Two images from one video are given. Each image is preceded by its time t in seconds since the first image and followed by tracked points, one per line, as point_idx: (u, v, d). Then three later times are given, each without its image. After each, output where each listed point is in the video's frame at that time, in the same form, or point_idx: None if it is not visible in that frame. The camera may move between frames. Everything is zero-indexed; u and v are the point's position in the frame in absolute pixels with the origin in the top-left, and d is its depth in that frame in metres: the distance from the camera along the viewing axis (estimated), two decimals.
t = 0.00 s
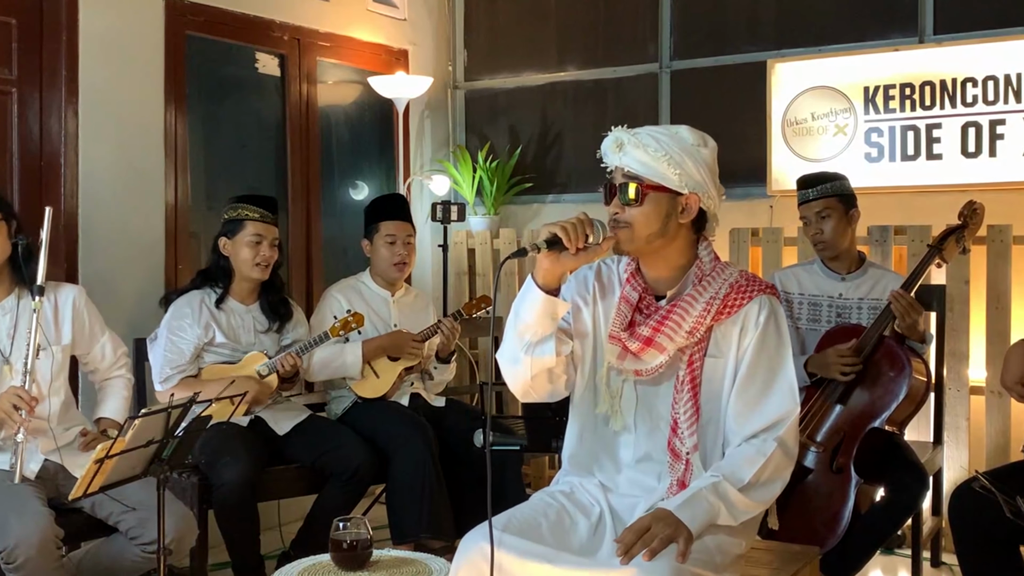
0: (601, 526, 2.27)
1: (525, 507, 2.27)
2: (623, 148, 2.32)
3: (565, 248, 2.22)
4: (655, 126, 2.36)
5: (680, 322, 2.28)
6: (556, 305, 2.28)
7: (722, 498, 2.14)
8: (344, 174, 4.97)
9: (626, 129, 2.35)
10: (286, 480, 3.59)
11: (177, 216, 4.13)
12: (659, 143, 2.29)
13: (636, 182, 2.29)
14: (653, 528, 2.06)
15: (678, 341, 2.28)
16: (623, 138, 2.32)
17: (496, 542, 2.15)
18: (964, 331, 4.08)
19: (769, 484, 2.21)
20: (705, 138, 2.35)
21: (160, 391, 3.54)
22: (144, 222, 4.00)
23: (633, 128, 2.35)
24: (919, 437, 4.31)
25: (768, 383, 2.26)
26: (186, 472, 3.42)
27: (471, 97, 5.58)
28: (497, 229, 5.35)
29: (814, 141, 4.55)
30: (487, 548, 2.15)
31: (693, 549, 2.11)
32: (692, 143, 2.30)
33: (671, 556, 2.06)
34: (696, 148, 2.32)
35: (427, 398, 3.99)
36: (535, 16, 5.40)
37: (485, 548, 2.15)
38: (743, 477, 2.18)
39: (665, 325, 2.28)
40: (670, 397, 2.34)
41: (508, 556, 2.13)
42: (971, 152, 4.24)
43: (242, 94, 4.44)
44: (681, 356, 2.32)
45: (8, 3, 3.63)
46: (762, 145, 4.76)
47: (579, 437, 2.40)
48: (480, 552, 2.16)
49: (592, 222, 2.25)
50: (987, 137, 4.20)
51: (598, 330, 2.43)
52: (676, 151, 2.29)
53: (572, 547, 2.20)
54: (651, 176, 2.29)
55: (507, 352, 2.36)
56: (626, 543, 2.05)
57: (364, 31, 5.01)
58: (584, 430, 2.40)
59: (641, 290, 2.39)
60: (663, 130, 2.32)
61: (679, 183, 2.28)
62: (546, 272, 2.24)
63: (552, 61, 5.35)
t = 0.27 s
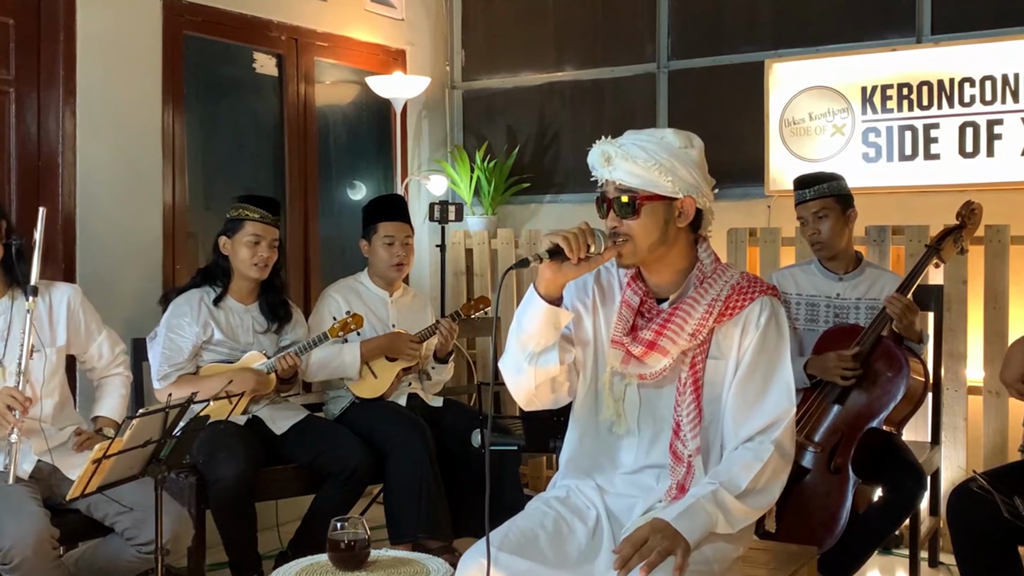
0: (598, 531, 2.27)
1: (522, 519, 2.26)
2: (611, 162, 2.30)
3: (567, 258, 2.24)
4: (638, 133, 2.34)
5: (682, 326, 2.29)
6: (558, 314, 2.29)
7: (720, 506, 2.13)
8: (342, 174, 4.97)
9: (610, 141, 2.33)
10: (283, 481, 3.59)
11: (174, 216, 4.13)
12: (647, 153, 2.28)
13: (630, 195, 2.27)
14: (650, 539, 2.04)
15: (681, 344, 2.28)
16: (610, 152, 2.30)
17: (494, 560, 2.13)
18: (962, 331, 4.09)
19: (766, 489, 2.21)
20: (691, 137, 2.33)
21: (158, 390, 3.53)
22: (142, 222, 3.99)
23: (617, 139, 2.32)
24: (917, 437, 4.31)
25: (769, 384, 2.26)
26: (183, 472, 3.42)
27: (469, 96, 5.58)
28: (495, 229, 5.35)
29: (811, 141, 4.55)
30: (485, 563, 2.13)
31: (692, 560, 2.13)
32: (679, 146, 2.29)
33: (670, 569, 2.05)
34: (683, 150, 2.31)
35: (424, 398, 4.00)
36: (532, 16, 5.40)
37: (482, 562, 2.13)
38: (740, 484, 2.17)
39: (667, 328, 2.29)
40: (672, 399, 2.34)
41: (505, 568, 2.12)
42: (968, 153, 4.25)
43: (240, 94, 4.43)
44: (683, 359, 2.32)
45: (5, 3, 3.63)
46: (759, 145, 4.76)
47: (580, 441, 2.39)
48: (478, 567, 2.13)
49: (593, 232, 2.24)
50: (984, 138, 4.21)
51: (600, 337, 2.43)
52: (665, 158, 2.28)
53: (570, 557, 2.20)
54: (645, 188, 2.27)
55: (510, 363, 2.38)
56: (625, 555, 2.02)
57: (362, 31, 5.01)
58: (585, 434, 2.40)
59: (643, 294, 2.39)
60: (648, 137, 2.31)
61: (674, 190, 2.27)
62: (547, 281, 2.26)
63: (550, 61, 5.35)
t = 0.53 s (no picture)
0: (596, 527, 2.27)
1: (519, 509, 2.27)
2: (611, 160, 2.30)
3: (563, 266, 2.23)
4: (641, 135, 2.34)
5: (678, 331, 2.29)
6: (555, 323, 2.29)
7: (720, 502, 2.14)
8: (340, 174, 4.97)
9: (611, 139, 2.33)
10: (281, 480, 3.59)
11: (172, 216, 4.13)
12: (647, 153, 2.28)
13: (626, 195, 2.26)
14: (651, 530, 2.05)
15: (678, 350, 2.29)
16: (610, 150, 2.30)
17: (489, 545, 2.15)
18: (959, 331, 4.08)
19: (766, 489, 2.21)
20: (693, 142, 2.34)
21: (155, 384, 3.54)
22: (140, 222, 4.00)
23: (619, 138, 2.33)
24: (914, 437, 4.31)
25: (767, 387, 2.26)
26: (182, 473, 3.38)
27: (467, 96, 5.58)
28: (493, 229, 5.35)
29: (809, 141, 4.55)
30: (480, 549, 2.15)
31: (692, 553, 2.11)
32: (680, 151, 2.29)
33: (670, 561, 2.05)
34: (684, 155, 2.31)
35: (422, 397, 4.01)
36: (530, 16, 5.40)
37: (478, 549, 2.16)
38: (742, 481, 2.18)
39: (664, 334, 2.29)
40: (671, 405, 2.35)
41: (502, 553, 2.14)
42: (966, 152, 4.24)
43: (237, 94, 4.44)
44: (681, 365, 2.32)
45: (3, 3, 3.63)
46: (757, 145, 4.76)
47: (577, 446, 2.39)
48: (475, 556, 2.15)
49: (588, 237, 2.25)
50: (982, 137, 4.20)
51: (597, 344, 2.44)
52: (665, 161, 2.28)
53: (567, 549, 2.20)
54: (641, 187, 2.27)
55: (508, 371, 2.37)
56: (624, 546, 2.03)
57: (360, 31, 5.01)
58: (582, 439, 2.40)
59: (639, 300, 2.39)
60: (650, 139, 2.31)
61: (670, 193, 2.27)
62: (544, 290, 2.25)
63: (547, 61, 5.35)
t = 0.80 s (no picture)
0: (592, 528, 2.27)
1: (514, 517, 2.26)
2: (599, 170, 2.30)
3: (558, 270, 2.22)
4: (628, 142, 2.33)
5: (675, 335, 2.29)
6: (552, 326, 2.30)
7: (715, 506, 2.13)
8: (337, 174, 4.97)
9: (599, 149, 2.33)
10: (279, 480, 3.59)
11: (170, 216, 4.13)
12: (635, 160, 2.27)
13: (615, 203, 2.28)
14: (645, 535, 2.04)
15: (675, 354, 2.29)
16: (597, 160, 2.30)
17: (486, 557, 2.14)
18: (957, 331, 4.08)
19: (761, 493, 2.20)
20: (680, 144, 2.32)
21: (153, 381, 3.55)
22: (138, 222, 4.00)
23: (607, 147, 2.32)
24: (912, 437, 4.31)
25: (764, 390, 2.26)
26: (180, 472, 3.39)
27: (464, 96, 5.58)
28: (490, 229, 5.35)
29: (807, 141, 4.55)
30: (477, 561, 2.14)
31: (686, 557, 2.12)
32: (667, 154, 2.28)
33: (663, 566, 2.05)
34: (672, 158, 2.30)
35: (419, 397, 4.01)
36: (527, 16, 5.40)
37: (475, 561, 2.15)
38: (736, 485, 2.17)
39: (661, 338, 2.29)
40: (668, 407, 2.35)
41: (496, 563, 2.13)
42: (963, 152, 4.24)
43: (235, 94, 4.44)
44: (678, 368, 2.32)
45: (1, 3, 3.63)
46: (755, 145, 4.76)
47: (573, 448, 2.40)
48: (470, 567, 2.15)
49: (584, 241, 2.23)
50: (979, 137, 4.20)
51: (595, 347, 2.43)
52: (653, 166, 2.27)
53: (562, 555, 2.20)
54: (631, 197, 2.27)
55: (504, 374, 2.37)
56: (618, 552, 2.02)
57: (357, 31, 5.01)
58: (579, 441, 2.41)
59: (636, 303, 2.39)
60: (637, 145, 2.30)
61: (661, 199, 2.26)
62: (540, 295, 2.24)
63: (545, 60, 5.35)
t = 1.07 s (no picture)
0: (590, 526, 2.27)
1: (513, 506, 2.28)
2: (600, 165, 2.30)
3: (557, 267, 2.22)
4: (629, 138, 2.33)
5: (671, 333, 2.28)
6: (550, 322, 2.29)
7: (712, 500, 2.14)
8: (335, 174, 4.97)
9: (600, 144, 2.33)
10: (277, 480, 3.59)
11: (168, 216, 4.13)
12: (636, 156, 2.27)
13: (614, 198, 2.27)
14: (642, 525, 2.06)
15: (671, 352, 2.28)
16: (599, 155, 2.30)
17: (481, 539, 2.15)
18: (955, 331, 4.08)
19: (758, 489, 2.21)
20: (681, 143, 2.33)
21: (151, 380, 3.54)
22: (136, 222, 4.00)
23: (608, 142, 2.32)
24: (909, 437, 4.31)
25: (760, 388, 2.26)
26: (177, 473, 3.45)
27: (462, 97, 5.58)
28: (488, 229, 5.35)
29: (804, 141, 4.55)
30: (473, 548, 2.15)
31: (683, 549, 2.10)
32: (668, 153, 2.28)
33: (660, 556, 2.05)
34: (673, 157, 2.30)
35: (417, 397, 4.00)
36: (525, 16, 5.40)
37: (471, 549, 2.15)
38: (734, 478, 2.18)
39: (657, 336, 2.28)
40: (665, 406, 2.35)
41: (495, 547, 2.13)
42: (961, 153, 4.24)
43: (232, 94, 4.44)
44: (675, 366, 2.32)
45: None
46: (753, 145, 4.76)
47: (571, 446, 2.41)
48: (466, 553, 2.15)
49: (583, 239, 2.23)
50: (977, 138, 4.20)
51: (591, 344, 2.44)
52: (653, 163, 2.27)
53: (560, 544, 2.20)
54: (631, 191, 2.27)
55: (502, 371, 2.37)
56: (614, 542, 2.04)
57: (355, 31, 5.00)
58: (576, 439, 2.41)
59: (632, 301, 2.40)
60: (638, 143, 2.30)
61: (660, 195, 2.27)
62: (538, 290, 2.24)
63: (543, 61, 5.35)
